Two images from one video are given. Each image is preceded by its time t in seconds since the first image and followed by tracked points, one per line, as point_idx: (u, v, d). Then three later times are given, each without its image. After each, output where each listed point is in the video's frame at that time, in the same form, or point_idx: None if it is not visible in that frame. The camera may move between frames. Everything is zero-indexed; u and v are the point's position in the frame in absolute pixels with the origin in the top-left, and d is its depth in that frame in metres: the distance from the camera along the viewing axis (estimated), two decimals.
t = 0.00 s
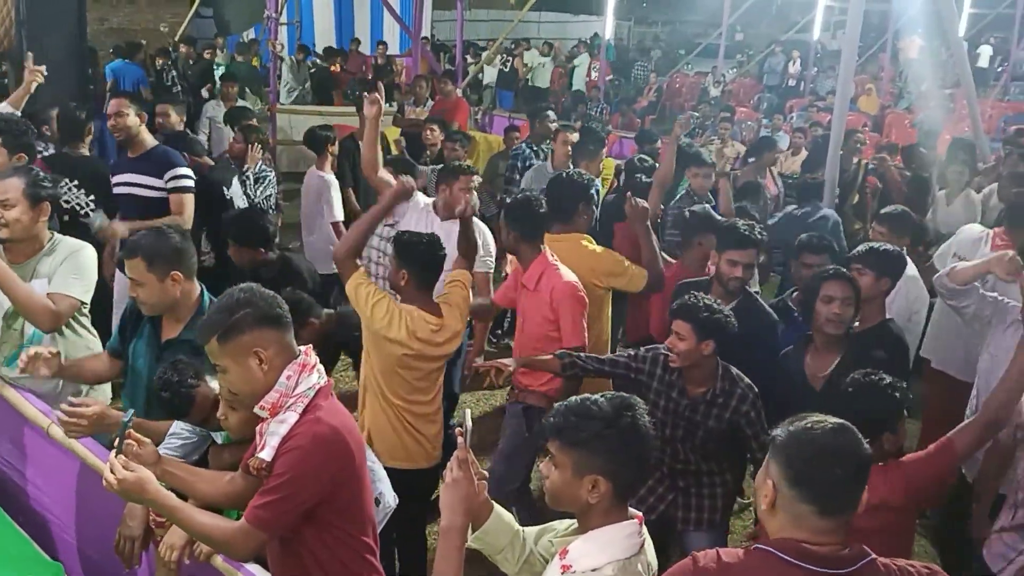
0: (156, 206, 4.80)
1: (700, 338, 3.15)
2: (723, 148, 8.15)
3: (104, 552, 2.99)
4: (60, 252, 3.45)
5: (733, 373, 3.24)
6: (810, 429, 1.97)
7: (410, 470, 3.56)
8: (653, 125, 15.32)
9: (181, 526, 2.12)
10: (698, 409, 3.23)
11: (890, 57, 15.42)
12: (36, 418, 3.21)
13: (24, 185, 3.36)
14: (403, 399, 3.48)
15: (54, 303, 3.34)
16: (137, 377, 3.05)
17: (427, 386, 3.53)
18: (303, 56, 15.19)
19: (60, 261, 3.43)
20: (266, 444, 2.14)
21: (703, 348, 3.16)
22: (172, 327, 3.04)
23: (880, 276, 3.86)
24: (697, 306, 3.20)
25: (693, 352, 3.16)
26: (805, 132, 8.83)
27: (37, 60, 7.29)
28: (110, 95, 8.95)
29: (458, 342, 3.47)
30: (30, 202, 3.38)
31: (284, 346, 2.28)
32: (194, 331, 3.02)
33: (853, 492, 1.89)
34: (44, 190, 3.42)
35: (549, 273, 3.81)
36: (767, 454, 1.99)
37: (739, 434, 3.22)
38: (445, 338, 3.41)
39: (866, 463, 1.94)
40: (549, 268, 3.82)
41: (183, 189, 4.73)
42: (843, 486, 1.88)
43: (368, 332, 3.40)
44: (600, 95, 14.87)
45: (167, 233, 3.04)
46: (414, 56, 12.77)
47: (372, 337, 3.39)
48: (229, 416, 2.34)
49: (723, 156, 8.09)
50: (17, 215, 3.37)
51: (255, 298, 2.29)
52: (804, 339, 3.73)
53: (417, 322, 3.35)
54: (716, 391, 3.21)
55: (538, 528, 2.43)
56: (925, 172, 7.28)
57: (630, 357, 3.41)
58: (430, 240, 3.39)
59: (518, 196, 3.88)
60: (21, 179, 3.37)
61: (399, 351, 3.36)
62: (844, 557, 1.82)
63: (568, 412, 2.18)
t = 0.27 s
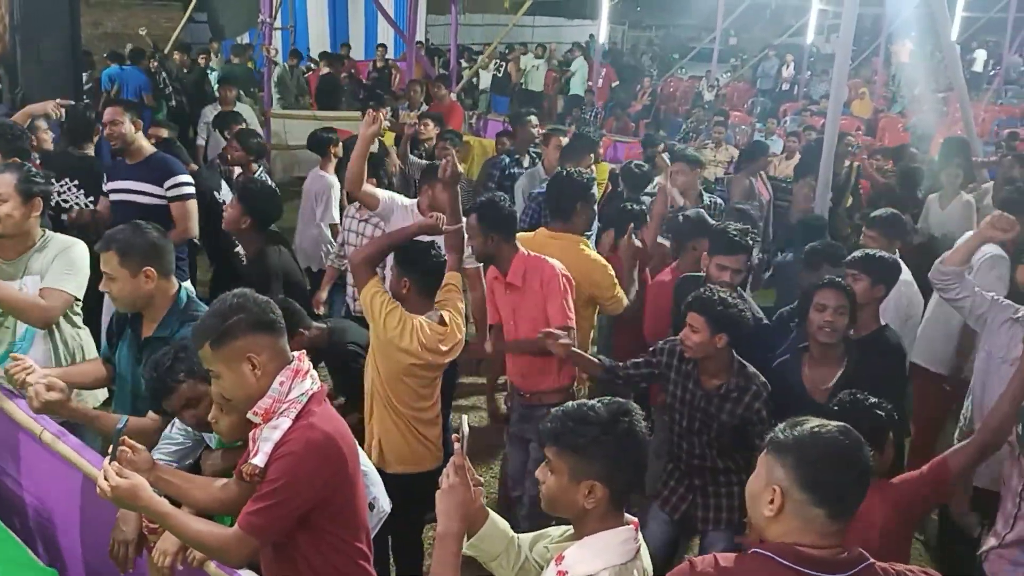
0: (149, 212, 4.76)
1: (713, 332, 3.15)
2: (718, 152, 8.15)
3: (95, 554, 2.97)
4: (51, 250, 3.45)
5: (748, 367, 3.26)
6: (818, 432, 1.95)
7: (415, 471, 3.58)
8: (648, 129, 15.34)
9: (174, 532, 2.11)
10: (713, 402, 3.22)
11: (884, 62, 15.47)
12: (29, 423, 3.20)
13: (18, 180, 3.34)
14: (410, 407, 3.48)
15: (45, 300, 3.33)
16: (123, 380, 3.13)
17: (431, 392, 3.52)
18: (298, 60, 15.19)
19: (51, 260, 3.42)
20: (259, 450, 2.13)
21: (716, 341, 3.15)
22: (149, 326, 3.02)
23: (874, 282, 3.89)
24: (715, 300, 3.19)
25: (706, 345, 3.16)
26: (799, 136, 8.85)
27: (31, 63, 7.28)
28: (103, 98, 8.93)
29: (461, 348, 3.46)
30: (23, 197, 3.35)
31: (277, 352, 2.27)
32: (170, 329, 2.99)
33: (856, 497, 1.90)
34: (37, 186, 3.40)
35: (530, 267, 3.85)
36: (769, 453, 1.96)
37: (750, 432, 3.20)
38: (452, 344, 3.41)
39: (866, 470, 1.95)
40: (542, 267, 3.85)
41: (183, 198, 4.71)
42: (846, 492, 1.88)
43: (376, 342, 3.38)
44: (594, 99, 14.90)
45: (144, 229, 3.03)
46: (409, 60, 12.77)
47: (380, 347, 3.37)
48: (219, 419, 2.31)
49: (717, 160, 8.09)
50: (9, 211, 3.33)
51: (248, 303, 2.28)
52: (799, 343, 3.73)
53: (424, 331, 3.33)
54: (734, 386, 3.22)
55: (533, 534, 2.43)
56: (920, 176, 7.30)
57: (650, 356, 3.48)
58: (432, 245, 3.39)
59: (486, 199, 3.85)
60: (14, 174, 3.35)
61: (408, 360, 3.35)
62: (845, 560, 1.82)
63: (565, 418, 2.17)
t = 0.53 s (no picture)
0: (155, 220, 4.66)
1: (694, 323, 3.30)
2: (713, 154, 8.15)
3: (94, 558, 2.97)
4: (59, 259, 3.45)
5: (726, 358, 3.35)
6: (814, 433, 1.96)
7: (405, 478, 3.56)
8: (644, 132, 15.35)
9: (169, 537, 2.11)
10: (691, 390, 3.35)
11: (879, 63, 15.49)
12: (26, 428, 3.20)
13: (27, 186, 3.36)
14: (407, 411, 3.47)
15: (45, 307, 3.30)
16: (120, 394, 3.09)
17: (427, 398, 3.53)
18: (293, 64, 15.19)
19: (58, 267, 3.42)
20: (254, 454, 2.13)
21: (697, 333, 3.31)
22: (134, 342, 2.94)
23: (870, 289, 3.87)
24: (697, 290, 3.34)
25: (687, 336, 3.32)
26: (793, 138, 8.86)
27: (26, 69, 7.27)
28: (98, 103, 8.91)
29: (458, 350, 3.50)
30: (33, 204, 3.37)
31: (271, 356, 2.27)
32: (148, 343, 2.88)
33: (851, 496, 1.91)
34: (47, 193, 3.41)
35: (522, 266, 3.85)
36: (765, 454, 1.97)
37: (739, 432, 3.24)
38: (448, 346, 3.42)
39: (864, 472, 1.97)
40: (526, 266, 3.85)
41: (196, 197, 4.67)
42: (844, 492, 1.90)
43: (374, 347, 3.37)
44: (590, 101, 14.92)
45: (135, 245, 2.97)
46: (404, 64, 12.77)
47: (379, 352, 3.36)
48: (213, 421, 2.31)
49: (713, 162, 8.07)
50: (19, 218, 3.34)
51: (240, 308, 2.28)
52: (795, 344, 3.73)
53: (425, 334, 3.36)
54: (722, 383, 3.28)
55: (531, 537, 2.44)
56: (914, 177, 7.32)
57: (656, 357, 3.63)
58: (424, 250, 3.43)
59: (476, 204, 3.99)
60: (24, 181, 3.37)
61: (409, 365, 3.35)
62: (842, 561, 1.82)
63: (561, 421, 2.18)
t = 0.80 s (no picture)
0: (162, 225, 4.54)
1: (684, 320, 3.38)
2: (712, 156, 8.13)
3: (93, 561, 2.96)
4: (70, 260, 3.43)
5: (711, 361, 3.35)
6: (816, 435, 1.96)
7: (400, 484, 3.55)
8: (643, 134, 15.35)
9: (167, 540, 2.11)
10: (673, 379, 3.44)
11: (877, 65, 15.49)
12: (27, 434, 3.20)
13: (42, 186, 3.37)
14: (403, 414, 3.47)
15: (47, 304, 3.26)
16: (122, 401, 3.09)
17: (424, 403, 3.53)
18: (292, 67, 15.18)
19: (67, 268, 3.41)
20: (252, 457, 2.13)
21: (687, 329, 3.39)
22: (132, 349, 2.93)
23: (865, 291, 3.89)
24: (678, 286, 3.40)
25: (677, 334, 3.40)
26: (792, 140, 8.86)
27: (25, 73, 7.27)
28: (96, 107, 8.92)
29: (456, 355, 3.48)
30: (47, 203, 3.37)
31: (269, 358, 2.26)
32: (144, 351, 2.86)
33: (852, 497, 1.91)
34: (63, 194, 3.42)
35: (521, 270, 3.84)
36: (766, 455, 1.96)
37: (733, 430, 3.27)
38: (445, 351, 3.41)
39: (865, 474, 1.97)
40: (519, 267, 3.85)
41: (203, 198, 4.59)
42: (847, 493, 1.90)
43: (368, 352, 3.37)
44: (589, 104, 14.93)
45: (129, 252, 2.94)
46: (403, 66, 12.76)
47: (372, 357, 3.37)
48: (222, 424, 2.31)
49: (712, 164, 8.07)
50: (33, 216, 3.34)
51: (238, 310, 2.27)
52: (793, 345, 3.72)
53: (418, 339, 3.35)
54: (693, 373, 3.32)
55: (531, 540, 2.44)
56: (912, 178, 7.31)
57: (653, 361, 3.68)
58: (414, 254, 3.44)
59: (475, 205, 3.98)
60: (41, 180, 3.39)
61: (403, 369, 3.35)
62: (842, 562, 1.82)
63: (561, 423, 2.18)
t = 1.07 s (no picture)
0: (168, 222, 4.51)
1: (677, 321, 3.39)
2: (711, 157, 8.12)
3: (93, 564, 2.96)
4: (80, 268, 3.43)
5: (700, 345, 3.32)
6: (819, 436, 1.97)
7: (396, 485, 3.57)
8: (642, 136, 15.36)
9: (169, 541, 2.11)
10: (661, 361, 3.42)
11: (876, 66, 15.48)
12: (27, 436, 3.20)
13: (53, 193, 3.37)
14: (400, 415, 3.48)
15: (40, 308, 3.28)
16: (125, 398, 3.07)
17: (424, 404, 3.54)
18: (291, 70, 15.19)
19: (76, 275, 3.40)
20: (254, 458, 2.14)
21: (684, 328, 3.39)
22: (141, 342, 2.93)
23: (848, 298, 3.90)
24: (659, 293, 3.39)
25: (676, 336, 3.40)
26: (791, 142, 8.86)
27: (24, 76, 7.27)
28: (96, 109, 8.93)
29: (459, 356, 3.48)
30: (58, 210, 3.38)
31: (271, 360, 2.27)
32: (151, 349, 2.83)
33: (855, 499, 1.92)
34: (74, 200, 3.42)
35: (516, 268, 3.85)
36: (768, 455, 1.98)
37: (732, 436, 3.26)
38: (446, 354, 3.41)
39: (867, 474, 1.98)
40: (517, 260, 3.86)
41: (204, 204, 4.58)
42: (849, 495, 1.91)
43: (368, 350, 3.39)
44: (588, 106, 14.95)
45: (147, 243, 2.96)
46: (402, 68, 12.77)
47: (372, 354, 3.39)
48: (218, 428, 2.30)
49: (710, 165, 8.08)
50: (43, 224, 3.36)
51: (241, 312, 2.28)
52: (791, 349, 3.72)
53: (418, 334, 3.36)
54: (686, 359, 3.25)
55: (532, 541, 2.44)
56: (912, 180, 7.31)
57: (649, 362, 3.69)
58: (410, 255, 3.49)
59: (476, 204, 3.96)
60: (53, 187, 3.39)
61: (404, 364, 3.36)
62: (842, 563, 1.83)
63: (560, 424, 2.19)
